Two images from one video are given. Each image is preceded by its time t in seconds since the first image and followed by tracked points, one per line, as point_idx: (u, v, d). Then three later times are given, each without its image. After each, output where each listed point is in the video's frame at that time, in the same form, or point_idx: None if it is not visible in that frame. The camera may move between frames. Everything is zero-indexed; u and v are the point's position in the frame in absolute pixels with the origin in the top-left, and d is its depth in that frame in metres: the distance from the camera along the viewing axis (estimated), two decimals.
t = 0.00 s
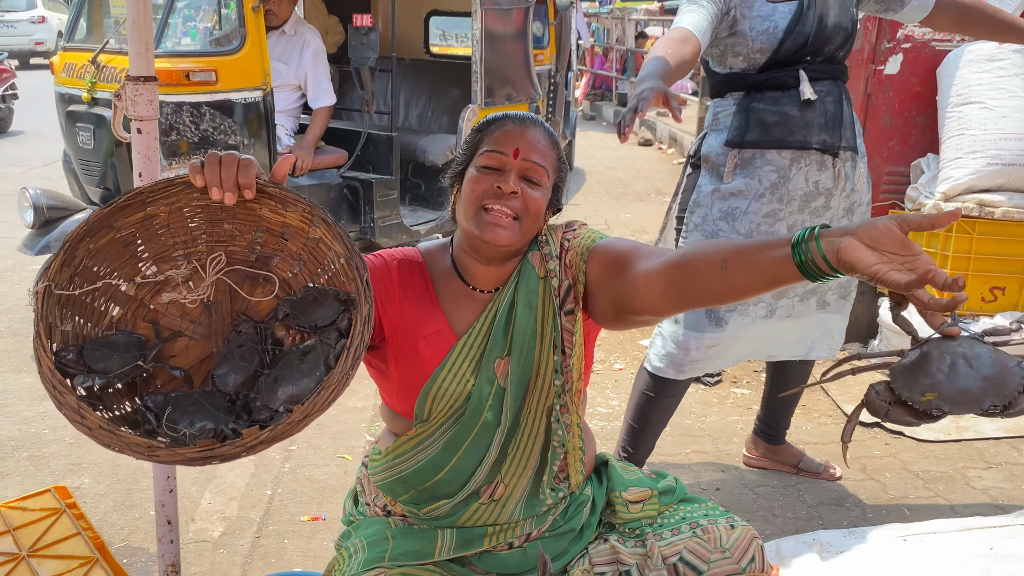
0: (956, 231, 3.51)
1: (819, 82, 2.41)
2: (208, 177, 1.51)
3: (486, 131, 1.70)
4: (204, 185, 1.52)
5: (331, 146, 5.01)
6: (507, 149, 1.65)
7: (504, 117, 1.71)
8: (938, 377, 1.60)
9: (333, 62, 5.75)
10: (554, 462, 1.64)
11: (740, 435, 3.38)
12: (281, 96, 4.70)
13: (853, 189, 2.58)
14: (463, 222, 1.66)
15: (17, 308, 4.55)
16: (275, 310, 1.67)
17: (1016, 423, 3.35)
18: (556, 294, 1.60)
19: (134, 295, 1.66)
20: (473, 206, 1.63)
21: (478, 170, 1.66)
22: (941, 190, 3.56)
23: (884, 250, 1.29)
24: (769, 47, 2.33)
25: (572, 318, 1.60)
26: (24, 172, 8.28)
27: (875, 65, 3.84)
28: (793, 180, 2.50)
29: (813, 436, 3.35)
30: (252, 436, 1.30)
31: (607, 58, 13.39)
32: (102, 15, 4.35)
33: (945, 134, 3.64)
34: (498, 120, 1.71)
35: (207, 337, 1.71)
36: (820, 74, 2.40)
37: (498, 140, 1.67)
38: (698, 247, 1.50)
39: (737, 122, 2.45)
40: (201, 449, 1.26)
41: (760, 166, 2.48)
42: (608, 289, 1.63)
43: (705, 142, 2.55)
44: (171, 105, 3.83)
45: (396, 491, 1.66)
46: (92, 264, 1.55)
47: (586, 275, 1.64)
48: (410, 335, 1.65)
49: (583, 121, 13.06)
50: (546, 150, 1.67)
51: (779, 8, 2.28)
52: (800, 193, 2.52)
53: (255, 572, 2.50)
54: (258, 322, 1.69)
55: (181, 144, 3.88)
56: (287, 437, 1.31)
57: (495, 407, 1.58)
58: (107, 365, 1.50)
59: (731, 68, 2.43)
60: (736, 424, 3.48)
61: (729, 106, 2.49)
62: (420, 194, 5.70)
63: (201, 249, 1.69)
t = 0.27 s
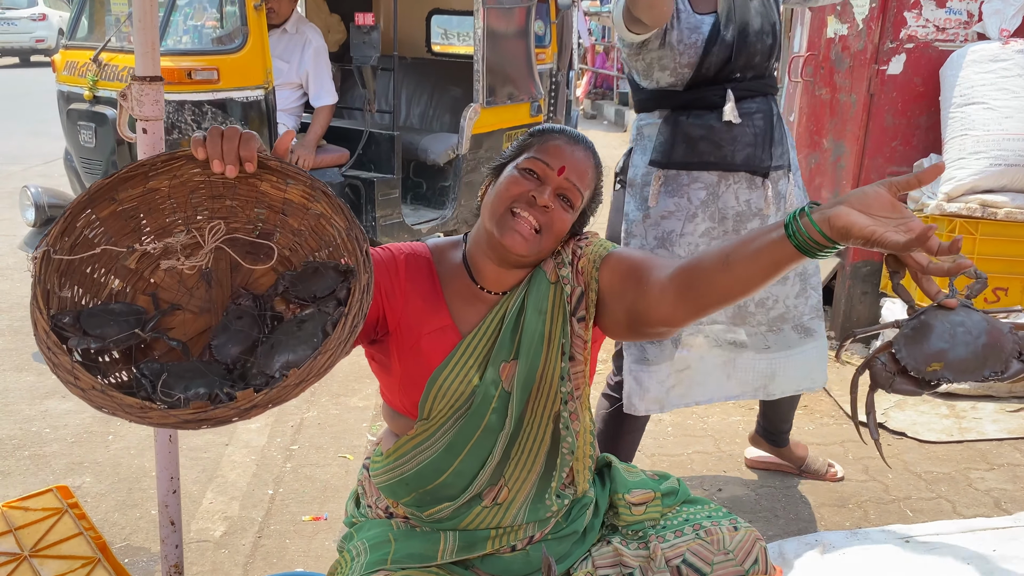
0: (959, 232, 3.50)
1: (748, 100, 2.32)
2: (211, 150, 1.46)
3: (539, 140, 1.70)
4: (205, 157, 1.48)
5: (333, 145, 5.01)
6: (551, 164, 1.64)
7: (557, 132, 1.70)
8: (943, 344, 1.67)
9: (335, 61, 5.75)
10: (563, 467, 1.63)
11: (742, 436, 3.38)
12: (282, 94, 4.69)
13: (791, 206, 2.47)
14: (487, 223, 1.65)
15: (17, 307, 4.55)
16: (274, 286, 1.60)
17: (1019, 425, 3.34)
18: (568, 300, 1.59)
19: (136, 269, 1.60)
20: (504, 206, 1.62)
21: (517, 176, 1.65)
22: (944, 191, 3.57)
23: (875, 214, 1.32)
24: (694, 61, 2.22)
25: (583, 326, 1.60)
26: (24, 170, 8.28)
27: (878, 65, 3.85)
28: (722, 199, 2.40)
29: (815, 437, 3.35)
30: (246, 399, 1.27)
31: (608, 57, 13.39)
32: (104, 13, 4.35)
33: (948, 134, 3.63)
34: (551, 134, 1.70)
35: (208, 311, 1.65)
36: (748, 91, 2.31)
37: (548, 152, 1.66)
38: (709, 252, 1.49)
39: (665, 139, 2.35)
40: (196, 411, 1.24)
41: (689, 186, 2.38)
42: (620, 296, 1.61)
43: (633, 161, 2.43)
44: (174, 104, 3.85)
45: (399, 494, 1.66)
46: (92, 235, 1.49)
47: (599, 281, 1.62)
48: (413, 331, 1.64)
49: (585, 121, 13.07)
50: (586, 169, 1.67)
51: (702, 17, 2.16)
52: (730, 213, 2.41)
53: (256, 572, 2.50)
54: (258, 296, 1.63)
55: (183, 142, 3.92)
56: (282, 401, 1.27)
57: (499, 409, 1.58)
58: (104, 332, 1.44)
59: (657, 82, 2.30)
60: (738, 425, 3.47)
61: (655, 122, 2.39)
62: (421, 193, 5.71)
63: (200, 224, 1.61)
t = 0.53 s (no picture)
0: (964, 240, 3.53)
1: (713, 100, 2.24)
2: (225, 157, 1.42)
3: (508, 148, 1.67)
4: (220, 164, 1.43)
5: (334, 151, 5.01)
6: (530, 171, 1.63)
7: (523, 133, 1.67)
8: (945, 314, 1.58)
9: (336, 67, 5.76)
10: (569, 478, 1.62)
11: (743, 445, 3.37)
12: (284, 100, 4.70)
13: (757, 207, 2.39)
14: (487, 243, 1.64)
15: (17, 313, 4.54)
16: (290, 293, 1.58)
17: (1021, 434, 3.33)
18: (577, 310, 1.60)
19: (152, 276, 1.58)
20: (501, 227, 1.61)
21: (502, 191, 1.64)
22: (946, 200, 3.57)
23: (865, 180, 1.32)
24: (661, 61, 2.13)
25: (594, 335, 1.60)
26: (25, 175, 8.28)
27: (880, 74, 3.84)
28: (693, 202, 2.33)
29: (817, 446, 3.34)
30: (262, 410, 1.25)
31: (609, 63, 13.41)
32: (105, 19, 4.35)
33: (950, 143, 3.62)
34: (518, 138, 1.67)
35: (223, 320, 1.64)
36: (712, 91, 2.23)
37: (519, 161, 1.64)
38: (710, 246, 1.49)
39: (632, 145, 2.25)
40: (211, 422, 1.21)
41: (658, 193, 2.29)
42: (632, 303, 1.62)
43: (598, 172, 2.35)
44: (174, 111, 3.83)
45: (404, 503, 1.65)
46: (105, 242, 1.46)
47: (608, 290, 1.63)
48: (426, 342, 1.63)
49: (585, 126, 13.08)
50: (569, 167, 1.65)
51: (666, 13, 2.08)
52: (700, 216, 2.34)
53: None
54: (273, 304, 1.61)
55: (184, 149, 3.91)
56: (298, 413, 1.25)
57: (509, 421, 1.58)
58: (119, 341, 1.43)
59: (618, 84, 2.20)
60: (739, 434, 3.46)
61: (618, 127, 2.29)
62: (422, 199, 5.68)
63: (216, 228, 1.60)
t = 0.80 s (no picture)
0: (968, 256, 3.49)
1: (692, 115, 2.11)
2: (228, 176, 1.40)
3: (473, 178, 1.66)
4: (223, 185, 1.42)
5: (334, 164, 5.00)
6: (500, 203, 1.62)
7: (486, 157, 1.66)
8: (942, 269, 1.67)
9: (336, 80, 5.76)
10: (573, 496, 1.59)
11: (744, 462, 3.35)
12: (283, 113, 4.69)
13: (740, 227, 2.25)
14: (476, 276, 1.66)
15: (14, 326, 4.51)
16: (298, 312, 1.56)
17: None
18: (579, 323, 1.58)
19: (155, 300, 1.56)
20: (485, 263, 1.63)
21: (479, 227, 1.64)
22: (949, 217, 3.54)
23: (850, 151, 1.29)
24: (637, 74, 2.03)
25: (594, 347, 1.58)
26: (24, 186, 8.28)
27: (879, 89, 3.84)
28: (677, 224, 2.20)
29: (819, 463, 3.31)
30: (278, 431, 1.21)
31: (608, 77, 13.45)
32: (105, 32, 4.35)
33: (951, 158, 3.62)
34: (482, 165, 1.66)
35: (230, 341, 1.61)
36: (691, 107, 2.10)
37: (487, 193, 1.63)
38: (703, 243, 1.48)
39: (610, 165, 2.13)
40: (226, 445, 1.18)
41: (639, 214, 2.17)
42: (634, 308, 1.60)
43: (576, 193, 2.23)
44: (174, 124, 3.81)
45: (405, 523, 1.63)
46: (107, 266, 1.44)
47: (609, 299, 1.62)
48: (430, 361, 1.61)
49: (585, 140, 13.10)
50: (540, 189, 1.64)
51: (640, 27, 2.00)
52: (683, 237, 2.22)
53: None
54: (280, 324, 1.59)
55: (183, 162, 3.89)
56: (314, 432, 1.23)
57: (512, 439, 1.56)
58: (126, 366, 1.39)
59: (593, 100, 2.11)
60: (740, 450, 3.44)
61: (595, 146, 2.18)
62: (421, 212, 5.67)
63: (220, 250, 1.58)
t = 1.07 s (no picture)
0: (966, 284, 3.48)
1: (678, 145, 2.10)
2: (221, 212, 1.40)
3: (469, 207, 1.66)
4: (216, 220, 1.42)
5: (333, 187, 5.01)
6: (495, 233, 1.61)
7: (483, 185, 1.66)
8: (931, 269, 1.84)
9: (336, 103, 5.79)
10: (568, 528, 1.56)
11: (744, 488, 3.33)
12: (284, 136, 4.69)
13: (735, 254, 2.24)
14: (467, 305, 1.65)
15: (11, 348, 4.50)
16: (291, 346, 1.57)
17: None
18: (571, 352, 1.57)
19: (147, 336, 1.56)
20: (477, 291, 1.62)
21: (472, 255, 1.63)
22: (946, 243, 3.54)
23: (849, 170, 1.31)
24: (620, 103, 2.01)
25: (587, 376, 1.56)
26: (23, 206, 8.29)
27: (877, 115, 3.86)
28: (672, 256, 2.17)
29: (819, 489, 3.30)
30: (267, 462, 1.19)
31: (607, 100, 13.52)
32: (107, 56, 4.37)
33: (949, 185, 3.61)
34: (478, 194, 1.66)
35: (222, 376, 1.60)
36: (677, 136, 2.10)
37: (482, 221, 1.63)
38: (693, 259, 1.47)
39: (599, 199, 2.12)
40: (213, 477, 1.17)
41: (631, 247, 2.16)
42: (626, 329, 1.59)
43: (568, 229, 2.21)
44: (174, 147, 3.80)
45: (400, 558, 1.63)
46: (100, 300, 1.44)
47: (599, 325, 1.61)
48: (422, 394, 1.60)
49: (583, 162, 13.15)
50: (535, 221, 1.64)
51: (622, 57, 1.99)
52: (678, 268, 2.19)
53: None
54: (273, 359, 1.59)
55: (182, 186, 3.87)
56: (304, 464, 1.21)
57: (506, 472, 1.55)
58: (115, 401, 1.39)
59: (577, 131, 2.08)
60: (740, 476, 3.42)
61: (581, 179, 2.16)
62: (420, 235, 5.68)
63: (213, 284, 1.58)
